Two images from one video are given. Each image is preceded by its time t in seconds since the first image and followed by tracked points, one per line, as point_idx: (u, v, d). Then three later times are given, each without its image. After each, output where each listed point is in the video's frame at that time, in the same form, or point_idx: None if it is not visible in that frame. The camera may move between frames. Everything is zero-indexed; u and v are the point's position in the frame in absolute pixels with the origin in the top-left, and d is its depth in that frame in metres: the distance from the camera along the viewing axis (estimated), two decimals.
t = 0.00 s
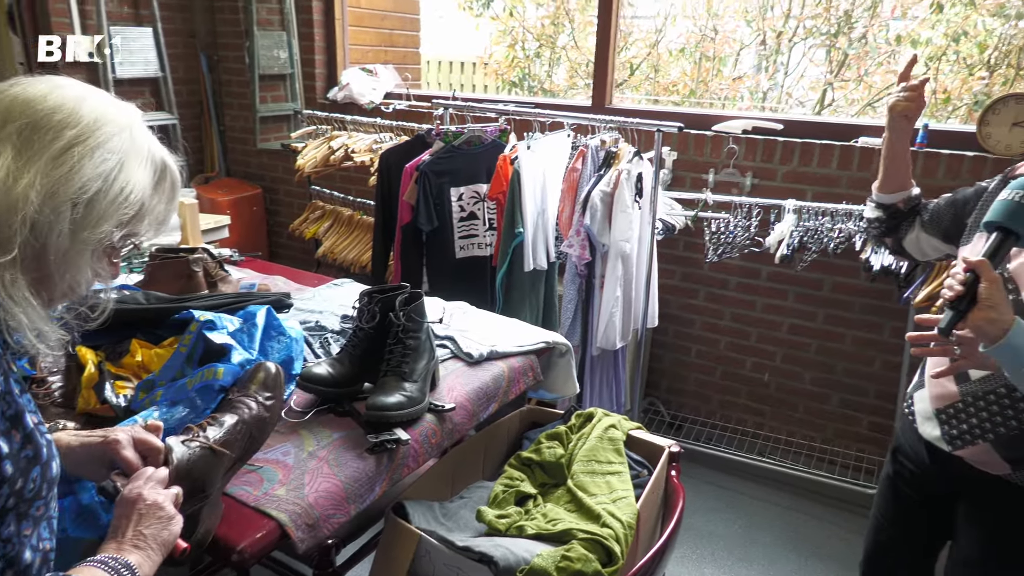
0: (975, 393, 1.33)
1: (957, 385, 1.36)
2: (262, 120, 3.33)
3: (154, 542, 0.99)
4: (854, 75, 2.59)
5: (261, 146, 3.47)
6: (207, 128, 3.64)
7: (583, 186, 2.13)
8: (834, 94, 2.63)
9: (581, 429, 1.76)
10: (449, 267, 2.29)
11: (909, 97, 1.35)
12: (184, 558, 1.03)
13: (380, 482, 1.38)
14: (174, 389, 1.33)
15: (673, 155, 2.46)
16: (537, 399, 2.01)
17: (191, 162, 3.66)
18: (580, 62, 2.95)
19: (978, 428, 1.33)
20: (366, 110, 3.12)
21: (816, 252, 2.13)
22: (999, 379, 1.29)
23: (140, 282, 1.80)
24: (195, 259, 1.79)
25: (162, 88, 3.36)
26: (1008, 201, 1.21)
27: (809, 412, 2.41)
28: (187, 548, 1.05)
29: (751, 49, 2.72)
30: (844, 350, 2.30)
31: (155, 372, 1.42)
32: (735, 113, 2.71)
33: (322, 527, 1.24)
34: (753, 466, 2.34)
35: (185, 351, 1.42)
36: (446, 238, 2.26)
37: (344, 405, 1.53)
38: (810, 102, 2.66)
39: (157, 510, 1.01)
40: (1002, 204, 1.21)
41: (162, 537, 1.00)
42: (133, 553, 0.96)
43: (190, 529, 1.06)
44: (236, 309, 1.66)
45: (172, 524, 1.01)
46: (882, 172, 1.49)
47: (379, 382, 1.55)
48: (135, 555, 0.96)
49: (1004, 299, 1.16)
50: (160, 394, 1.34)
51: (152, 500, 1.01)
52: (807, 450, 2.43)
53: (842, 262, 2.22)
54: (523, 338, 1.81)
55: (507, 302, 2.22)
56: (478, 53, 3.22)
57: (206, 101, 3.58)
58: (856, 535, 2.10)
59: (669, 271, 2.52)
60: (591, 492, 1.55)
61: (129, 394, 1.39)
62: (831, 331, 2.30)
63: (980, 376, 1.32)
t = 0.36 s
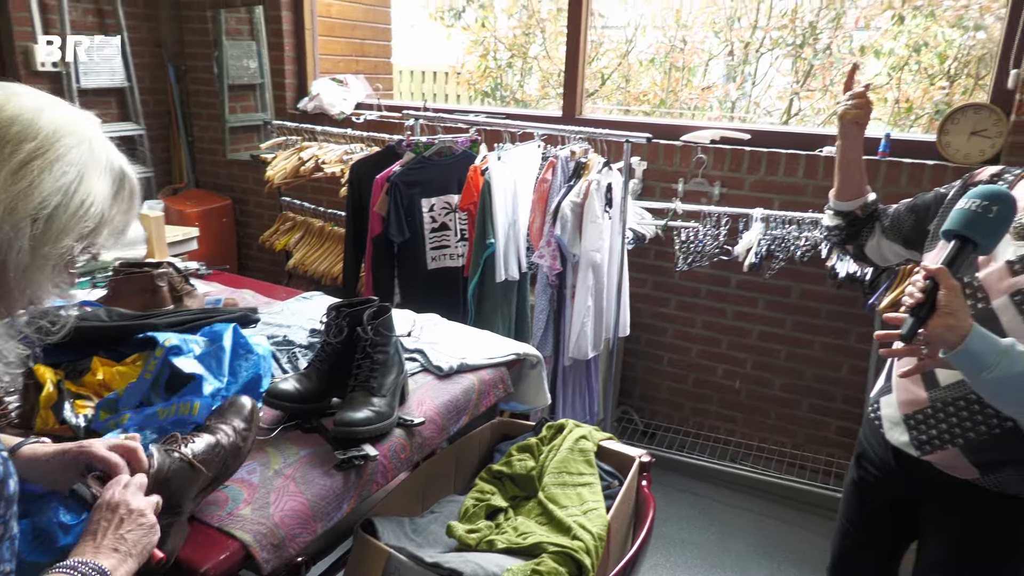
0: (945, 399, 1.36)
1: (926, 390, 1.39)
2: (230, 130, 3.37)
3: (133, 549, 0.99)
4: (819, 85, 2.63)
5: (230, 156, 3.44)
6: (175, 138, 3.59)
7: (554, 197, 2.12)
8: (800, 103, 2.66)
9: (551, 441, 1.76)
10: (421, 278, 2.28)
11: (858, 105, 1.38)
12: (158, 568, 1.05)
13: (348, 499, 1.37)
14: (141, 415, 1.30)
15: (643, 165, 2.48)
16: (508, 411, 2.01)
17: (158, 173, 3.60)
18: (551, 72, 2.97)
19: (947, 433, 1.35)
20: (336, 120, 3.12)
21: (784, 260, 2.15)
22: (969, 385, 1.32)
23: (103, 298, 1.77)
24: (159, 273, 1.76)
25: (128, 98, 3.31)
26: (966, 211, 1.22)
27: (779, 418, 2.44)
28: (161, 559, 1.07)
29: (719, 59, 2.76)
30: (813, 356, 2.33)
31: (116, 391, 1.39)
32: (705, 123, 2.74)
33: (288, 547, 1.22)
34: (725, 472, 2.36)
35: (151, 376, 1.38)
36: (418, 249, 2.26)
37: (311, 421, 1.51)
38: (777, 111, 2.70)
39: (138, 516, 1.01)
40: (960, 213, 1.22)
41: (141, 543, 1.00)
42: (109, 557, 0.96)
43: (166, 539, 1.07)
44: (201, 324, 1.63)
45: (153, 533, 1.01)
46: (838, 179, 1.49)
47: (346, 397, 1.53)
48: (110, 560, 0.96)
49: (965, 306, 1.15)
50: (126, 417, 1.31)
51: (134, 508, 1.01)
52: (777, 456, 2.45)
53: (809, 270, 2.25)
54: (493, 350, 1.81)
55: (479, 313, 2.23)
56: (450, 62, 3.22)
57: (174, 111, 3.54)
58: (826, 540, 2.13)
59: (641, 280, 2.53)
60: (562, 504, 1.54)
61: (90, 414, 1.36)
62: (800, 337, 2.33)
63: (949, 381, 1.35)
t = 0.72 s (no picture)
0: (873, 408, 1.40)
1: (855, 401, 1.43)
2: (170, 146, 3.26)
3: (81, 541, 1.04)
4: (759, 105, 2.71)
5: (170, 173, 3.36)
6: (112, 153, 3.49)
7: (498, 215, 2.10)
8: (740, 122, 2.74)
9: (496, 459, 1.75)
10: (367, 296, 2.26)
11: (774, 141, 1.41)
12: (108, 560, 1.09)
13: (285, 525, 1.33)
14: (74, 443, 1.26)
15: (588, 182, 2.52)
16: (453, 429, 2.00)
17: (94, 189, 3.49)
18: (499, 89, 2.99)
19: (874, 442, 1.40)
20: (281, 137, 3.10)
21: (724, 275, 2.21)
22: (896, 396, 1.37)
23: (27, 322, 1.70)
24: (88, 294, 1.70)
25: (62, 112, 3.20)
26: (899, 222, 1.25)
27: (723, 429, 2.49)
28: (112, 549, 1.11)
29: (663, 79, 2.82)
30: (754, 368, 2.39)
31: (42, 421, 1.33)
32: (649, 140, 2.80)
33: None
34: (672, 485, 2.40)
35: (85, 421, 1.35)
36: (364, 267, 2.24)
37: (248, 446, 1.47)
38: (718, 130, 2.77)
39: (91, 507, 1.07)
40: (893, 225, 1.25)
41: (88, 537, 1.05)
42: (61, 551, 1.01)
43: (118, 530, 1.12)
44: (135, 348, 1.58)
45: (104, 525, 1.07)
46: (769, 207, 1.53)
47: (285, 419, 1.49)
48: (59, 553, 1.01)
49: (894, 317, 1.17)
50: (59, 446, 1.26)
51: (88, 497, 1.08)
52: (722, 467, 2.50)
53: (749, 284, 2.32)
54: (437, 369, 1.80)
55: (426, 331, 2.20)
56: (398, 78, 3.22)
57: (112, 125, 3.44)
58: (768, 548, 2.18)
59: (588, 295, 2.57)
60: (506, 523, 1.54)
61: (12, 444, 1.30)
62: (742, 350, 2.38)
63: (878, 392, 1.39)
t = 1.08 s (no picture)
0: (795, 412, 1.44)
1: (778, 405, 1.47)
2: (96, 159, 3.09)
3: None
4: (693, 117, 2.78)
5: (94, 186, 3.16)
6: (33, 166, 3.34)
7: (436, 228, 2.10)
8: (675, 135, 2.80)
9: (432, 474, 1.74)
10: (303, 310, 2.22)
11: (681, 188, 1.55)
12: None
13: (210, 551, 1.27)
14: None
15: (526, 195, 2.55)
16: (389, 445, 1.97)
17: (13, 204, 3.33)
18: (439, 102, 2.99)
19: (795, 446, 1.44)
20: (212, 149, 3.06)
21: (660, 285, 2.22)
22: (816, 400, 1.41)
23: None
24: None
25: None
26: (819, 232, 1.29)
27: (663, 436, 2.54)
28: None
29: (600, 93, 2.86)
30: (691, 375, 2.44)
31: None
32: (587, 153, 2.83)
33: None
34: (613, 493, 2.43)
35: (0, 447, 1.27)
36: (299, 281, 2.19)
37: (171, 470, 1.39)
38: (655, 142, 2.82)
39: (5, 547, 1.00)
40: (814, 235, 1.28)
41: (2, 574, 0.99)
42: None
43: (37, 558, 1.07)
44: (52, 372, 1.50)
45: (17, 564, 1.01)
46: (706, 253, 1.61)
47: (210, 442, 1.42)
48: None
49: (814, 325, 1.19)
50: None
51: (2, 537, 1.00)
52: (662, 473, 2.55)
53: (684, 293, 2.37)
54: (372, 385, 1.77)
55: (364, 344, 2.17)
56: (336, 90, 3.19)
57: (32, 138, 3.30)
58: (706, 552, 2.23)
59: (528, 307, 2.59)
60: (442, 539, 1.52)
61: None
62: (679, 357, 2.43)
63: (798, 396, 1.44)
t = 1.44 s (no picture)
0: (746, 412, 1.46)
1: (732, 405, 1.50)
2: (38, 172, 2.94)
3: None
4: (647, 124, 2.81)
5: (37, 200, 3.04)
6: None
7: (391, 237, 2.10)
8: (630, 140, 2.83)
9: (391, 487, 1.72)
10: (259, 324, 2.18)
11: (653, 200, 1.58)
12: None
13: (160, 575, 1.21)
14: None
15: (482, 202, 2.57)
16: (347, 458, 1.95)
17: None
18: (394, 110, 2.98)
19: (747, 446, 1.46)
20: (160, 161, 2.99)
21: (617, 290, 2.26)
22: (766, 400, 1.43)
23: None
24: None
25: None
26: (760, 238, 1.32)
27: (624, 439, 2.56)
28: None
29: (555, 101, 2.88)
30: (650, 378, 2.47)
31: None
32: (544, 159, 2.85)
33: None
34: (577, 498, 2.44)
35: None
36: (254, 293, 2.16)
37: (117, 492, 1.34)
38: (610, 148, 2.86)
39: None
40: (756, 240, 1.32)
41: None
42: None
43: None
44: None
45: None
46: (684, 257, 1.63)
47: (159, 462, 1.37)
48: None
49: (759, 325, 1.20)
50: None
51: None
52: (624, 476, 2.57)
53: (641, 297, 2.40)
54: (328, 397, 1.74)
55: (321, 357, 2.13)
56: (289, 99, 3.16)
57: None
58: (668, 553, 2.26)
59: (487, 314, 2.60)
60: (402, 552, 1.50)
61: None
62: (638, 360, 2.46)
63: (749, 396, 1.46)
